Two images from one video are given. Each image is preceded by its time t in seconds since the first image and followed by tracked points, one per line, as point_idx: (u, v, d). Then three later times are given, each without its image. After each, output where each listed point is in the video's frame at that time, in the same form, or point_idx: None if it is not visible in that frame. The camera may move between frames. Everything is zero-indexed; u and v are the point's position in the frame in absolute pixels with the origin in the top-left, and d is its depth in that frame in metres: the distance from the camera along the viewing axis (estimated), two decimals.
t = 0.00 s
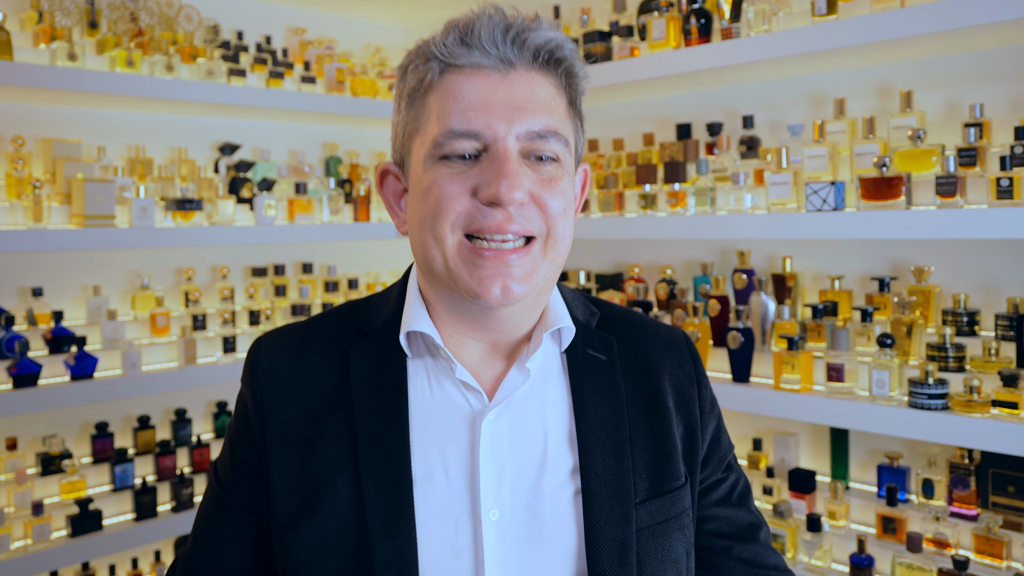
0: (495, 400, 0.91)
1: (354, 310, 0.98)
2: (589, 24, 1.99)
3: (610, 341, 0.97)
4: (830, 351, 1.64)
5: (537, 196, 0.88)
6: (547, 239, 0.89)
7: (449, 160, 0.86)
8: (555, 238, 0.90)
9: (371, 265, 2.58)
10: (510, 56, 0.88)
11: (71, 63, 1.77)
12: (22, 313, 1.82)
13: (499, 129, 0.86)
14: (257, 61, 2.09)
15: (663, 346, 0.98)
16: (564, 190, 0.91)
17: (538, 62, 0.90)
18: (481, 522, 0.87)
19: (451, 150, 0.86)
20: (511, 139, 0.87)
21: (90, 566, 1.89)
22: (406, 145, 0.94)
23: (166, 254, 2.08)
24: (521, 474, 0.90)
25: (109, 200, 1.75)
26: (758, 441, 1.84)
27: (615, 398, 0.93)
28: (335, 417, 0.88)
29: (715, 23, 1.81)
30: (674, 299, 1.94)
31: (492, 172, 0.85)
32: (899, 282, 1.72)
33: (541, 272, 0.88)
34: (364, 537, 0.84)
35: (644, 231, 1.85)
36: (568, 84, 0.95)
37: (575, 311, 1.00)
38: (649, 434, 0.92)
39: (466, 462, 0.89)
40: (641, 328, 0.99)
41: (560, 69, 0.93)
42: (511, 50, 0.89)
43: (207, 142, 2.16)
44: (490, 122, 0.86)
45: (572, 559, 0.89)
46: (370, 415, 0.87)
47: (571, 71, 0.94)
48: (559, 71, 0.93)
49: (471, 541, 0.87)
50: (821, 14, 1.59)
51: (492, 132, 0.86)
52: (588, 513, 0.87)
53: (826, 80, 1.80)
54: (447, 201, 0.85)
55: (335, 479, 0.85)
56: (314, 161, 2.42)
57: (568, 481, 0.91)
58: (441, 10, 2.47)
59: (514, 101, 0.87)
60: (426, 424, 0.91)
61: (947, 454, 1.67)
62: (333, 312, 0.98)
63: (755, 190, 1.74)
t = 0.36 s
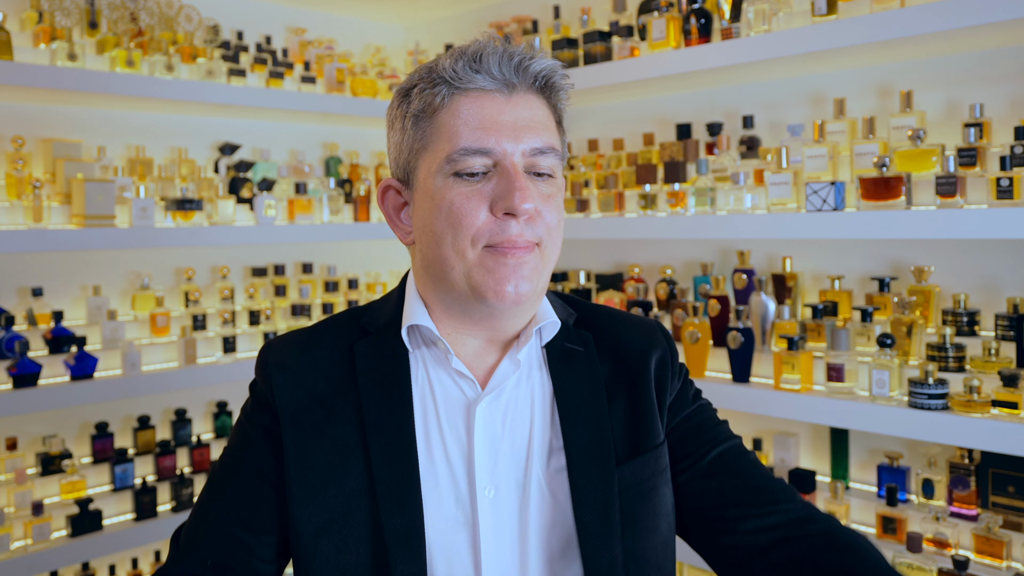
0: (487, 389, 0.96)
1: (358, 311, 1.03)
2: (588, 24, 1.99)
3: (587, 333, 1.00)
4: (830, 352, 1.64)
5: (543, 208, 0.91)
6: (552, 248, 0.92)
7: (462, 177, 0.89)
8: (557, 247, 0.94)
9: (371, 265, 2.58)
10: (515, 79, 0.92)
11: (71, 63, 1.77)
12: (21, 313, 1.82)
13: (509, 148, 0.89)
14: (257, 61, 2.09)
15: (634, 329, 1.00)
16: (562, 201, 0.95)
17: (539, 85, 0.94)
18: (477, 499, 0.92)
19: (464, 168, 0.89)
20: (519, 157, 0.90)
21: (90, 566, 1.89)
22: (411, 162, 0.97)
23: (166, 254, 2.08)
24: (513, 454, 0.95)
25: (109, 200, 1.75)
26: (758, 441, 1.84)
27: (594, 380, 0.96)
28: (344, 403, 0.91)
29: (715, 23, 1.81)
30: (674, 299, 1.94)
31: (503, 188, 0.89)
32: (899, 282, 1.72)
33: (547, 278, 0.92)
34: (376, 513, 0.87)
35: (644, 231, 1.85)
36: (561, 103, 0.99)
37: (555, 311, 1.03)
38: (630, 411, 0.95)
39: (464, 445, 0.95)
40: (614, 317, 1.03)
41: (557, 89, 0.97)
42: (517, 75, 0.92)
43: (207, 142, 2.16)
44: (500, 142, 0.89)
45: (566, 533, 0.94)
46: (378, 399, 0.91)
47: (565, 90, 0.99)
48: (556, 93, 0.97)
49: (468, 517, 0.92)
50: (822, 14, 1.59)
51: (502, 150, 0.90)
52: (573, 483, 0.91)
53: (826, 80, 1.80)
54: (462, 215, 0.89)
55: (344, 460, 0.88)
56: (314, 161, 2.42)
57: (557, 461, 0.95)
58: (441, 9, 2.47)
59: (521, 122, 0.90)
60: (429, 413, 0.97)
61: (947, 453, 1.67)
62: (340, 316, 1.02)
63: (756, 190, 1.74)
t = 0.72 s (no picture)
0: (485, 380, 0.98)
1: (363, 307, 1.10)
2: (588, 24, 1.99)
3: (587, 326, 1.04)
4: (830, 351, 1.64)
5: (514, 203, 0.94)
6: (526, 242, 0.93)
7: (432, 174, 0.94)
8: (535, 241, 0.95)
9: (371, 265, 2.58)
10: (482, 82, 0.97)
11: (71, 63, 1.77)
12: (21, 313, 1.82)
13: (474, 144, 0.94)
14: (257, 61, 2.09)
15: (633, 322, 1.05)
16: (539, 199, 0.97)
17: (506, 85, 0.98)
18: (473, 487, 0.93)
19: (434, 165, 0.94)
20: (485, 152, 0.94)
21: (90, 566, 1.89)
22: (400, 166, 1.03)
23: (166, 254, 2.08)
24: (510, 442, 0.97)
25: (109, 200, 1.75)
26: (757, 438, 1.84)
27: (594, 370, 0.99)
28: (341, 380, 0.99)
29: (715, 23, 1.81)
30: (674, 299, 1.94)
31: (469, 182, 0.92)
32: (899, 282, 1.72)
33: (521, 271, 0.93)
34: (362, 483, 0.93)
35: (644, 231, 1.85)
36: (538, 105, 1.02)
37: (554, 304, 1.07)
38: (631, 399, 0.99)
39: (461, 434, 0.97)
40: (613, 312, 1.08)
41: (530, 92, 1.01)
42: (481, 77, 0.97)
43: (207, 142, 2.16)
44: (466, 138, 0.94)
45: (563, 520, 0.94)
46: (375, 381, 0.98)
47: (540, 94, 1.02)
48: (528, 93, 1.01)
49: (464, 505, 0.93)
50: (822, 14, 1.59)
51: (469, 148, 0.94)
52: (578, 469, 0.94)
53: (826, 80, 1.80)
54: (432, 210, 0.93)
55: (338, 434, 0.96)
56: (314, 161, 2.42)
57: (554, 451, 0.97)
58: (441, 9, 2.48)
59: (486, 119, 0.95)
60: (428, 401, 0.99)
61: (947, 453, 1.67)
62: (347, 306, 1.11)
63: (755, 190, 1.74)
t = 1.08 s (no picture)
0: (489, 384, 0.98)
1: (366, 302, 1.11)
2: (588, 24, 1.99)
3: (597, 327, 1.05)
4: (830, 352, 1.64)
5: (512, 208, 0.95)
6: (523, 247, 0.95)
7: (430, 179, 0.95)
8: (534, 246, 0.96)
9: (371, 265, 2.58)
10: (480, 83, 0.96)
11: (71, 63, 1.77)
12: (20, 313, 1.82)
13: (472, 149, 0.95)
14: (257, 61, 2.09)
15: (645, 324, 1.07)
16: (540, 201, 0.98)
17: (506, 86, 0.98)
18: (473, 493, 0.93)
19: (431, 171, 0.95)
20: (483, 157, 0.95)
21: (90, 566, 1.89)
22: (401, 165, 1.04)
23: (166, 254, 2.08)
24: (513, 447, 0.96)
25: (109, 200, 1.75)
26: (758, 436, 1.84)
27: (604, 373, 1.00)
28: (339, 385, 0.99)
29: (715, 23, 1.81)
30: (674, 299, 1.94)
31: (467, 189, 0.94)
32: (899, 282, 1.72)
33: (519, 276, 0.95)
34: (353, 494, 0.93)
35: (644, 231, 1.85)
36: (541, 104, 1.01)
37: (563, 304, 1.08)
38: (639, 406, 1.00)
39: (463, 438, 0.96)
40: (624, 312, 1.09)
41: (531, 91, 1.00)
42: (480, 79, 0.97)
43: (207, 142, 2.16)
44: (464, 143, 0.95)
45: (564, 528, 0.93)
46: (370, 384, 0.98)
47: (543, 91, 1.01)
48: (529, 93, 1.00)
49: (465, 510, 0.93)
50: (822, 14, 1.59)
51: (467, 152, 0.95)
52: (582, 475, 0.94)
53: (826, 80, 1.80)
54: (430, 216, 0.94)
55: (333, 441, 0.96)
56: (314, 161, 2.42)
57: (558, 457, 0.96)
58: (441, 10, 2.48)
59: (484, 124, 0.95)
60: (430, 404, 0.99)
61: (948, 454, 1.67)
62: (347, 303, 1.10)
63: (755, 190, 1.74)
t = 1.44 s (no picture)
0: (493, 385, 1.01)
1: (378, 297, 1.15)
2: (589, 24, 1.99)
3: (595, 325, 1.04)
4: (830, 352, 1.64)
5: (520, 219, 0.95)
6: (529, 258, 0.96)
7: (438, 188, 0.95)
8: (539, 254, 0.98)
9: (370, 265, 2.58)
10: (490, 93, 0.95)
11: (71, 63, 1.77)
12: (21, 313, 1.82)
13: (481, 160, 0.93)
14: (256, 61, 2.09)
15: (643, 319, 1.05)
16: (548, 213, 0.97)
17: (516, 94, 0.97)
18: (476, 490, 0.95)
19: (440, 180, 0.95)
20: (493, 169, 0.94)
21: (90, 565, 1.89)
22: (409, 170, 1.03)
23: (166, 255, 2.08)
24: (515, 444, 0.98)
25: (109, 200, 1.75)
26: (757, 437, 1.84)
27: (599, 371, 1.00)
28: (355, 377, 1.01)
29: (715, 23, 1.81)
30: (674, 299, 1.94)
31: (475, 201, 0.93)
32: (899, 282, 1.72)
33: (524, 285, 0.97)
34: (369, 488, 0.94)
35: (644, 231, 1.84)
36: (551, 111, 1.00)
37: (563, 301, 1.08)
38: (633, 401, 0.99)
39: (467, 438, 1.00)
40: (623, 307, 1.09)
41: (541, 99, 0.99)
42: (490, 87, 0.95)
43: (207, 142, 2.16)
44: (473, 154, 0.93)
45: (559, 526, 0.95)
46: (384, 375, 0.99)
47: (552, 98, 1.00)
48: (539, 100, 0.98)
49: (468, 507, 0.95)
50: (822, 14, 1.60)
51: (476, 164, 0.94)
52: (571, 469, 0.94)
53: (826, 80, 1.80)
54: (438, 224, 0.95)
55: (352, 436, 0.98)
56: (314, 161, 2.42)
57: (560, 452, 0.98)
58: (441, 10, 2.48)
59: (493, 134, 0.94)
60: (436, 402, 1.02)
61: (947, 454, 1.67)
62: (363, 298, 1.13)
63: (755, 190, 1.74)
